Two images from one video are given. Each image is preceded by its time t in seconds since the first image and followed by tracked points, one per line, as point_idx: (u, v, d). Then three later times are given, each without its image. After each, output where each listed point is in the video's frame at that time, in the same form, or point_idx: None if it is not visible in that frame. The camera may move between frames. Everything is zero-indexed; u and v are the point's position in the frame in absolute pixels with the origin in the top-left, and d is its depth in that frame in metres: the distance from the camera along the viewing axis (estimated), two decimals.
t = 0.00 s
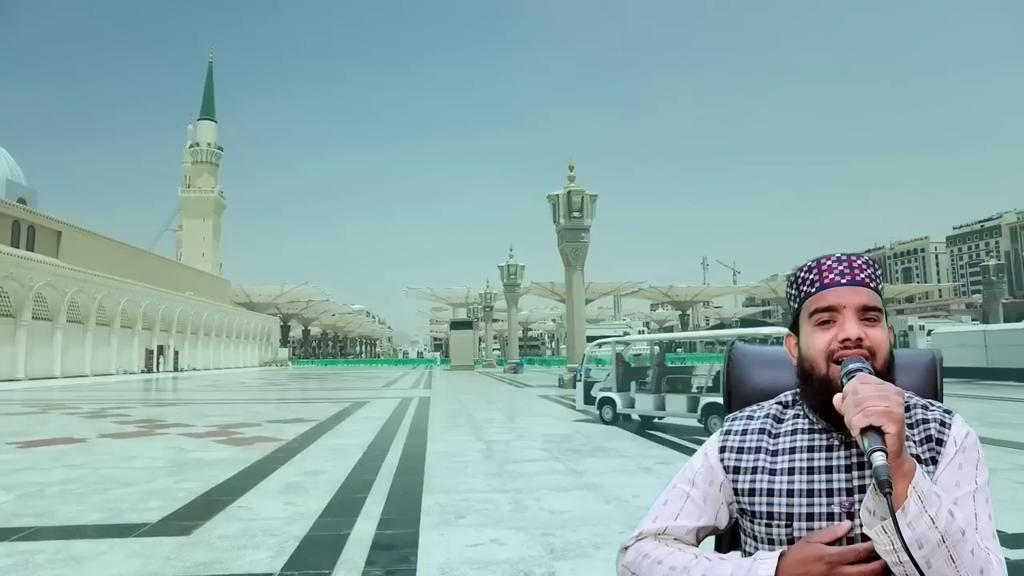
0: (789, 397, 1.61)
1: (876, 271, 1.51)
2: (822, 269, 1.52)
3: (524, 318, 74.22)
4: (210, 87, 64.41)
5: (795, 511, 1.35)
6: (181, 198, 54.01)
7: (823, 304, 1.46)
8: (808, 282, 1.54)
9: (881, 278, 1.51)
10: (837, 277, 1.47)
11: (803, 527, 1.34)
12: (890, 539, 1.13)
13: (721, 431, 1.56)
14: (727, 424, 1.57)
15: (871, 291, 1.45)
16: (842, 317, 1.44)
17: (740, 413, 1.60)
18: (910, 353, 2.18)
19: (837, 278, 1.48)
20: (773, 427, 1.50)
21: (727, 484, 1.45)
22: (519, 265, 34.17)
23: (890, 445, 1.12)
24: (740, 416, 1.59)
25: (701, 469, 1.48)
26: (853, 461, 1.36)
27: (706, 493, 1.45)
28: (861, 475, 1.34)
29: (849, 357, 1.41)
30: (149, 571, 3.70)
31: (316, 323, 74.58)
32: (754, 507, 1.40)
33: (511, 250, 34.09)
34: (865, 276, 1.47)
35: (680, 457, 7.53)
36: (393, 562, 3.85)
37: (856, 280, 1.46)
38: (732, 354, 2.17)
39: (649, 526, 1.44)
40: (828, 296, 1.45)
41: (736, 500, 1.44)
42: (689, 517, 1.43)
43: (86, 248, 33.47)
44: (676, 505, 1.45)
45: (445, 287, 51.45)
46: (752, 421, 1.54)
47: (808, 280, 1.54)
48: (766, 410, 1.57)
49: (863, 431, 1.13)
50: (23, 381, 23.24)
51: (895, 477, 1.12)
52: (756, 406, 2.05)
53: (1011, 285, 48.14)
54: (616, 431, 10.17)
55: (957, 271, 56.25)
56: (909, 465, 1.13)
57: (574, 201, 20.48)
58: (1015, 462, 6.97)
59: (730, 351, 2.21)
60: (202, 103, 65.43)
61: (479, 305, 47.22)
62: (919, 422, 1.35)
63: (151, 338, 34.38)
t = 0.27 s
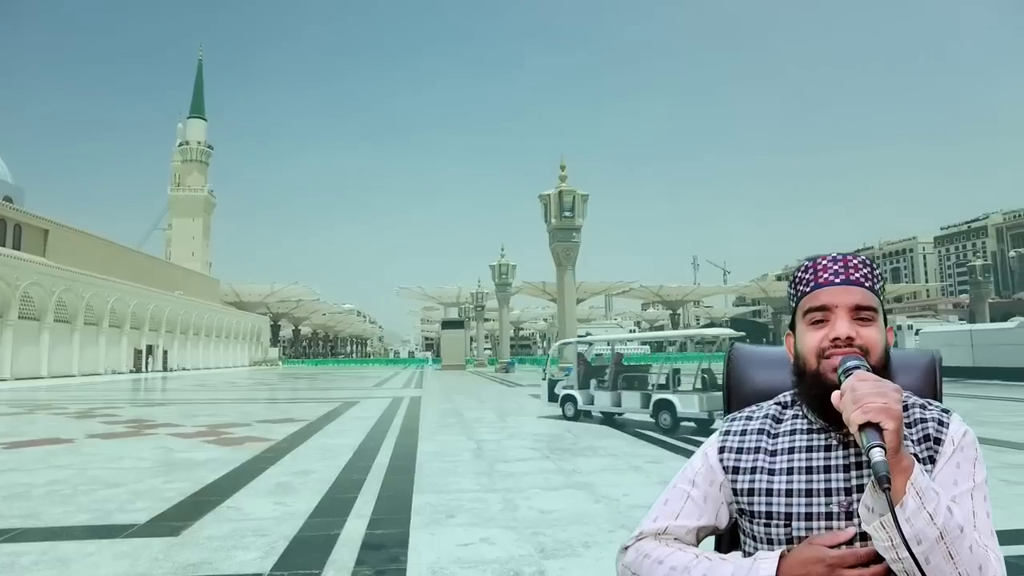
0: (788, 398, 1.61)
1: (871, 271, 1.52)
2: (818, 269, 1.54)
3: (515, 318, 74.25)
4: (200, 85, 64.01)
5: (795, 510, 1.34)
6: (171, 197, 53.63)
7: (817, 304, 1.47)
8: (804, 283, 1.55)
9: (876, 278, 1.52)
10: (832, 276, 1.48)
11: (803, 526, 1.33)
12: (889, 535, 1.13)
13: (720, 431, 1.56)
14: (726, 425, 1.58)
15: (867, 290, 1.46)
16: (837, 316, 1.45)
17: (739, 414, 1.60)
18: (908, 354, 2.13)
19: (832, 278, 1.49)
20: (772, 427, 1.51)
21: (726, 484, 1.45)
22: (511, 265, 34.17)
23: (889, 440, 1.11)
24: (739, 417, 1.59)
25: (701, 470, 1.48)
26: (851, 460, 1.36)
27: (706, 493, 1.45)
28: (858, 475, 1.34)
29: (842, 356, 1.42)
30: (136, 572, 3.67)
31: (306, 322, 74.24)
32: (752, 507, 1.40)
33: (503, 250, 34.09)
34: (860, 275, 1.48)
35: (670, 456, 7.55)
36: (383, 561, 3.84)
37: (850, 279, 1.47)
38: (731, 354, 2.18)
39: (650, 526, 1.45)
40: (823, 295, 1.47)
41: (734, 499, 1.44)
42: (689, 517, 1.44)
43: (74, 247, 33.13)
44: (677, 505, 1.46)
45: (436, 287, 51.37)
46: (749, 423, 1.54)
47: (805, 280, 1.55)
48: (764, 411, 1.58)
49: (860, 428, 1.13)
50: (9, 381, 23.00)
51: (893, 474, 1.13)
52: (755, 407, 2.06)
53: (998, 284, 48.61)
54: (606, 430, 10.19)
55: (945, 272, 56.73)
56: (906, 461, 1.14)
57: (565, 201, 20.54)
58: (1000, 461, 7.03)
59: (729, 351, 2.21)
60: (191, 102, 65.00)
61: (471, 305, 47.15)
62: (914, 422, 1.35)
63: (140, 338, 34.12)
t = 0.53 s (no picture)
0: (787, 399, 1.62)
1: (873, 271, 1.52)
2: (822, 268, 1.54)
3: (506, 318, 74.27)
4: (189, 83, 63.52)
5: (795, 511, 1.34)
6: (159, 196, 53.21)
7: (822, 301, 1.48)
8: (807, 281, 1.55)
9: (879, 280, 1.52)
10: (837, 274, 1.49)
11: (803, 526, 1.33)
12: (887, 535, 1.14)
13: (721, 431, 1.56)
14: (726, 425, 1.58)
15: (869, 289, 1.47)
16: (839, 314, 1.45)
17: (739, 414, 1.61)
18: (908, 354, 2.13)
19: (836, 276, 1.49)
20: (773, 428, 1.50)
21: (727, 484, 1.44)
22: (502, 264, 34.16)
23: (887, 440, 1.12)
24: (738, 416, 1.60)
25: (701, 469, 1.49)
26: (850, 459, 1.35)
27: (708, 492, 1.46)
28: (858, 475, 1.33)
29: (846, 353, 1.42)
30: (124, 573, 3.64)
31: (297, 322, 73.89)
32: (751, 507, 1.40)
33: (494, 249, 34.07)
34: (863, 275, 1.49)
35: (660, 455, 7.58)
36: (372, 561, 3.83)
37: (855, 278, 1.47)
38: (732, 354, 2.19)
39: (651, 525, 1.45)
40: (828, 293, 1.47)
41: (733, 500, 1.44)
42: (690, 515, 1.44)
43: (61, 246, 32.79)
44: (678, 505, 1.46)
45: (427, 286, 51.29)
46: (750, 422, 1.54)
47: (810, 279, 1.55)
48: (764, 411, 1.58)
49: (860, 428, 1.13)
50: None
51: (892, 474, 1.13)
52: (758, 407, 2.05)
53: (984, 285, 49.14)
54: (597, 429, 10.21)
55: (933, 272, 57.20)
56: (905, 461, 1.14)
57: (556, 201, 20.59)
58: (985, 458, 7.13)
59: (729, 350, 2.21)
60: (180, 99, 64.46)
61: (462, 305, 47.12)
62: (915, 422, 1.36)
63: (129, 337, 33.83)
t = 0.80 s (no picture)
0: (788, 398, 1.62)
1: (875, 271, 1.51)
2: (825, 267, 1.53)
3: (498, 318, 74.29)
4: (178, 81, 63.01)
5: (796, 511, 1.34)
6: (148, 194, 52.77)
7: (824, 301, 1.47)
8: (811, 280, 1.54)
9: (881, 278, 1.51)
10: (839, 275, 1.48)
11: (804, 527, 1.33)
12: (889, 532, 1.14)
13: (720, 432, 1.56)
14: (726, 425, 1.58)
15: (871, 290, 1.46)
16: (842, 313, 1.44)
17: (740, 414, 1.60)
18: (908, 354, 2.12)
19: (840, 276, 1.48)
20: (773, 428, 1.50)
21: (727, 484, 1.44)
22: (494, 264, 34.11)
23: (888, 439, 1.12)
24: (738, 417, 1.60)
25: (702, 469, 1.49)
26: (851, 459, 1.35)
27: (709, 493, 1.45)
28: (859, 474, 1.33)
29: (848, 353, 1.41)
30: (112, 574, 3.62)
31: (287, 321, 73.52)
32: (751, 506, 1.40)
33: (486, 249, 34.02)
34: (866, 275, 1.48)
35: (651, 454, 7.62)
36: (363, 561, 3.82)
37: (856, 278, 1.46)
38: (732, 354, 2.19)
39: (650, 526, 1.45)
40: (830, 292, 1.46)
41: (735, 499, 1.43)
42: (691, 515, 1.44)
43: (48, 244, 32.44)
44: (680, 505, 1.46)
45: (419, 286, 51.20)
46: (750, 422, 1.54)
47: (812, 278, 1.54)
48: (764, 411, 1.58)
49: (861, 425, 1.14)
50: None
51: (893, 472, 1.13)
52: (758, 407, 2.06)
53: (971, 284, 49.66)
54: (589, 428, 10.23)
55: (921, 272, 57.62)
56: (906, 460, 1.14)
57: (548, 200, 20.59)
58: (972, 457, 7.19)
59: (730, 351, 2.21)
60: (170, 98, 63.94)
61: (454, 304, 47.06)
62: (915, 422, 1.36)
63: (117, 337, 33.55)
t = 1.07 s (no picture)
0: (787, 399, 1.62)
1: (877, 272, 1.51)
2: (827, 267, 1.53)
3: (490, 317, 74.26)
4: (168, 79, 62.54)
5: (795, 512, 1.34)
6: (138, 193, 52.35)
7: (825, 302, 1.47)
8: (812, 281, 1.54)
9: (883, 278, 1.51)
10: (842, 275, 1.48)
11: (803, 527, 1.33)
12: (887, 533, 1.14)
13: (720, 432, 1.56)
14: (727, 425, 1.58)
15: (873, 291, 1.46)
16: (843, 314, 1.44)
17: (739, 415, 1.61)
18: (910, 354, 2.08)
19: (841, 277, 1.48)
20: (772, 429, 1.51)
21: (727, 485, 1.45)
22: (486, 264, 34.02)
23: (889, 438, 1.12)
24: (739, 418, 1.60)
25: (701, 470, 1.49)
26: (851, 459, 1.35)
27: (709, 493, 1.46)
28: (857, 474, 1.33)
29: (848, 353, 1.41)
30: None
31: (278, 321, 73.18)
32: (750, 507, 1.40)
33: (478, 248, 33.95)
34: (868, 276, 1.48)
35: (642, 453, 7.64)
36: (354, 561, 3.81)
37: (859, 279, 1.46)
38: (731, 354, 2.15)
39: (651, 526, 1.46)
40: (831, 294, 1.46)
41: (733, 500, 1.44)
42: (692, 516, 1.44)
43: (36, 243, 32.10)
44: (679, 506, 1.46)
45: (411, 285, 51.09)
46: (749, 423, 1.55)
47: (813, 278, 1.54)
48: (764, 412, 1.58)
49: (860, 425, 1.15)
50: None
51: (891, 472, 1.14)
52: (758, 407, 2.02)
53: (959, 285, 50.07)
54: (580, 428, 10.22)
55: (910, 272, 58.05)
56: (905, 459, 1.15)
57: (540, 200, 20.60)
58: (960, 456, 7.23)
59: (729, 351, 2.18)
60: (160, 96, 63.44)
61: (446, 304, 47.00)
62: (914, 423, 1.35)
63: (107, 337, 33.28)
